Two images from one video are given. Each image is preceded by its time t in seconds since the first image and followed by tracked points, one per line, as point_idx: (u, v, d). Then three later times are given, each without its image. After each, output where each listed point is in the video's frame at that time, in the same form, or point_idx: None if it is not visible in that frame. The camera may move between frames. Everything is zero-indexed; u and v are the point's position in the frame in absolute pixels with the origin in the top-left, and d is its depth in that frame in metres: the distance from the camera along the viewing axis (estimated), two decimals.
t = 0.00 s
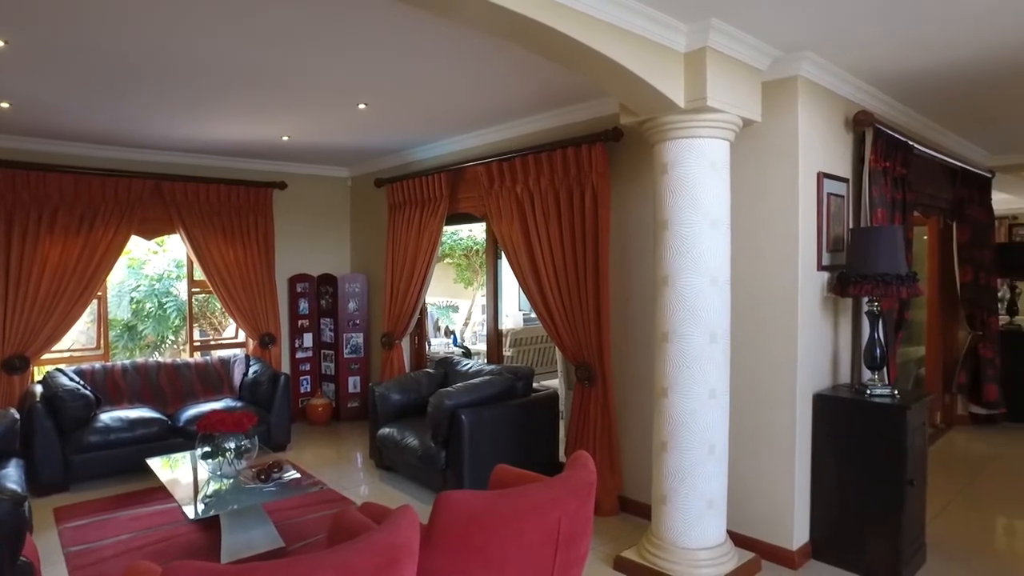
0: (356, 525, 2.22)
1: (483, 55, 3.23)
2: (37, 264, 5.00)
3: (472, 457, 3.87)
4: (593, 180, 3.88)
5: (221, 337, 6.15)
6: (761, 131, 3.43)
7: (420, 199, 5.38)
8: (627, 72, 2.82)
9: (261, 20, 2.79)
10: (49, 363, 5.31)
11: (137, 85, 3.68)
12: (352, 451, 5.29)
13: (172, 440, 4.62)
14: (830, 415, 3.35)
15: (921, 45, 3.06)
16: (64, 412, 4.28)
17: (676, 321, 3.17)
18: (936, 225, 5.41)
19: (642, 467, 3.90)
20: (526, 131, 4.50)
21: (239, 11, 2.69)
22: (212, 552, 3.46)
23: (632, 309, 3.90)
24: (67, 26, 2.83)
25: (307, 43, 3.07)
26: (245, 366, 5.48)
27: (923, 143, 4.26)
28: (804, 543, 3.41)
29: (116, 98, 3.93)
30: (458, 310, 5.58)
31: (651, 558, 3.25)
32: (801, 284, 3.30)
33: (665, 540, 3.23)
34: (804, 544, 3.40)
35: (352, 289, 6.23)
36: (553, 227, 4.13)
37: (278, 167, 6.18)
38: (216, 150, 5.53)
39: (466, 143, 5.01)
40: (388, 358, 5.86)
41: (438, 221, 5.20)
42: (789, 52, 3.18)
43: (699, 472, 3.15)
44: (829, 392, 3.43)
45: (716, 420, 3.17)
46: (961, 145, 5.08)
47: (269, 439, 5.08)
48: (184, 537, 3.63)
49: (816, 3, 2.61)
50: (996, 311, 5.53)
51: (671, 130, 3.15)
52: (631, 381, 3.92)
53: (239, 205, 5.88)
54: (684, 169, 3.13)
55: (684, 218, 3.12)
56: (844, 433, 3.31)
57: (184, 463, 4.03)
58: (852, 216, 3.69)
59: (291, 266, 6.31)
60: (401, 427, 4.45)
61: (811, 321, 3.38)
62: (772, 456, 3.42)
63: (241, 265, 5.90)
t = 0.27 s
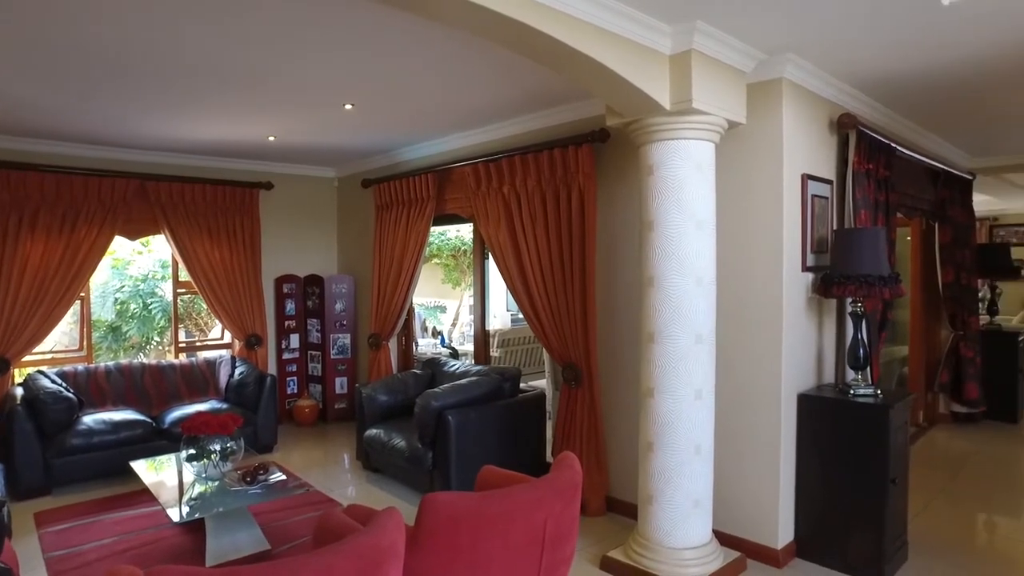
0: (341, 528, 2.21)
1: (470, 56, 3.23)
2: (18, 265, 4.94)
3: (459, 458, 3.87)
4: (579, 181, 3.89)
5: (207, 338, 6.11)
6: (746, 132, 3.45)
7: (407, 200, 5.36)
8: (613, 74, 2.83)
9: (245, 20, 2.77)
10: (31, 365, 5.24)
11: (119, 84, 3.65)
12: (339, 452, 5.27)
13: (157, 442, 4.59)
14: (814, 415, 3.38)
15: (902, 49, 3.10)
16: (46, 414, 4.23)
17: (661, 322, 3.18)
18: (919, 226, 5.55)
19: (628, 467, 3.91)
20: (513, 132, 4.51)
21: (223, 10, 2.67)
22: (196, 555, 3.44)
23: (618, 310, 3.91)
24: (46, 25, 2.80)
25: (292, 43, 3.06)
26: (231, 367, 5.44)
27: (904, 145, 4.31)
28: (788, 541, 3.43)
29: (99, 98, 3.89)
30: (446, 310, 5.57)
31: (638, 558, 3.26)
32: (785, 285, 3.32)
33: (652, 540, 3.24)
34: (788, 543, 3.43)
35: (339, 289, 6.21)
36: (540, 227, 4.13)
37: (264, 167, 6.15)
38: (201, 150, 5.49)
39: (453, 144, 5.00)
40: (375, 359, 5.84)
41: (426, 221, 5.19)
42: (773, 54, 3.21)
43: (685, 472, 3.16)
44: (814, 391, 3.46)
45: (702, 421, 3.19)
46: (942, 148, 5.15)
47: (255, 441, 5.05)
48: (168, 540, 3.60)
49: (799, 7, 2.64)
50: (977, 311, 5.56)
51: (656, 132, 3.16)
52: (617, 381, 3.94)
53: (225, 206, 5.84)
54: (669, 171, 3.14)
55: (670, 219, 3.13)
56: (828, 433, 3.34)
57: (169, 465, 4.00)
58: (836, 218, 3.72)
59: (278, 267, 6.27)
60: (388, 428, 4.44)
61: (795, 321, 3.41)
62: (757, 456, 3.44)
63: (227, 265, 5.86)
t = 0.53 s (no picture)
0: (327, 530, 2.20)
1: (457, 57, 3.23)
2: None
3: (445, 458, 3.87)
4: (566, 182, 3.89)
5: (192, 339, 6.06)
6: (731, 134, 3.46)
7: (394, 200, 5.35)
8: (599, 76, 2.84)
9: (231, 20, 2.75)
10: (12, 367, 5.17)
11: (103, 83, 3.61)
12: (326, 453, 5.25)
13: (140, 444, 4.55)
14: (799, 414, 3.41)
15: (884, 53, 3.14)
16: (27, 417, 4.19)
17: (647, 323, 3.19)
18: (902, 227, 5.54)
19: (615, 467, 3.92)
20: (500, 133, 4.51)
21: (208, 11, 2.66)
22: (181, 557, 3.41)
23: (604, 310, 3.92)
24: (28, 24, 2.77)
25: (278, 43, 3.04)
26: (216, 369, 5.40)
27: (887, 147, 4.35)
28: (773, 540, 3.46)
29: (81, 96, 3.84)
30: (433, 311, 5.56)
31: (624, 557, 3.27)
32: (770, 285, 3.34)
33: (638, 540, 3.25)
34: (773, 541, 3.45)
35: (326, 290, 6.17)
36: (527, 228, 4.13)
37: (250, 167, 6.11)
38: (186, 149, 5.45)
39: (440, 145, 5.00)
40: (362, 360, 5.82)
41: (412, 222, 5.17)
42: (758, 57, 3.23)
43: (671, 472, 3.18)
44: (798, 391, 3.49)
45: (687, 420, 3.20)
46: (923, 150, 5.21)
47: (241, 443, 5.02)
48: (151, 543, 3.57)
49: (783, 10, 2.66)
50: (958, 310, 5.67)
51: (642, 133, 3.17)
52: (604, 381, 3.95)
53: (210, 206, 5.79)
54: (655, 171, 3.15)
55: (655, 220, 3.15)
56: (812, 431, 3.37)
57: (154, 468, 3.96)
58: (820, 218, 3.75)
59: (263, 267, 6.24)
60: (374, 429, 4.43)
61: (780, 322, 3.43)
62: (742, 455, 3.46)
63: (212, 265, 5.82)
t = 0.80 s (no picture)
0: (313, 531, 2.19)
1: (445, 57, 3.22)
2: None
3: (433, 459, 3.86)
4: (554, 182, 3.90)
5: (178, 340, 6.01)
6: (717, 135, 3.48)
7: (381, 200, 5.33)
8: (587, 77, 2.84)
9: (216, 19, 2.74)
10: None
11: (86, 81, 3.57)
12: (313, 455, 5.22)
13: (125, 446, 4.51)
14: (785, 413, 3.43)
15: (867, 55, 3.17)
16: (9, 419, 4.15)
17: (635, 323, 3.20)
18: (886, 228, 5.61)
19: (603, 467, 3.93)
20: (488, 133, 4.51)
21: (193, 10, 2.64)
22: (166, 560, 3.38)
23: (592, 311, 3.93)
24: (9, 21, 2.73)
25: (264, 43, 3.02)
26: (202, 370, 5.36)
27: (871, 149, 4.40)
28: (760, 538, 3.48)
29: (65, 95, 3.80)
30: (421, 311, 5.55)
31: (611, 557, 3.27)
32: (757, 285, 3.37)
33: (625, 539, 3.26)
34: (759, 540, 3.47)
35: (313, 290, 6.14)
36: (515, 228, 4.14)
37: (236, 166, 6.07)
38: (171, 148, 5.40)
39: (428, 145, 4.99)
40: (349, 360, 5.80)
41: (400, 222, 5.16)
42: (744, 58, 3.25)
43: (658, 472, 3.19)
44: (784, 391, 3.51)
45: (674, 420, 3.21)
46: (907, 151, 5.27)
47: (227, 444, 4.98)
48: (136, 546, 3.54)
49: (768, 12, 2.68)
50: (941, 310, 5.73)
51: (629, 134, 3.18)
52: (592, 382, 3.96)
53: (196, 205, 5.75)
54: (642, 172, 3.16)
55: (642, 221, 3.16)
56: (798, 431, 3.39)
57: (139, 470, 3.92)
58: (805, 219, 3.78)
59: (250, 268, 6.20)
60: (362, 430, 4.42)
61: (766, 322, 3.45)
62: (728, 455, 3.48)
63: (198, 266, 5.78)
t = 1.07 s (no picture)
0: (299, 533, 2.17)
1: (432, 58, 3.22)
2: None
3: (421, 460, 3.86)
4: (541, 183, 3.90)
5: (164, 341, 5.96)
6: (704, 137, 3.50)
7: (369, 200, 5.31)
8: (573, 78, 2.85)
9: (201, 18, 2.72)
10: None
11: (69, 80, 3.53)
12: (300, 456, 5.19)
13: (109, 448, 4.47)
14: (772, 413, 3.45)
15: (852, 58, 3.20)
16: None
17: (622, 323, 3.21)
18: (871, 228, 5.74)
19: (590, 467, 3.94)
20: (476, 134, 4.50)
21: (178, 8, 2.62)
22: (150, 564, 3.35)
23: (580, 312, 3.94)
24: None
25: (250, 42, 3.00)
26: (188, 371, 5.32)
27: (856, 150, 4.44)
28: (746, 537, 3.50)
29: (48, 93, 3.76)
30: (409, 312, 5.55)
31: (599, 557, 3.28)
32: (743, 286, 3.38)
33: (613, 539, 3.26)
34: (746, 539, 3.49)
35: (300, 291, 6.11)
36: (502, 229, 4.14)
37: (223, 166, 6.02)
38: (157, 148, 5.35)
39: (416, 145, 4.98)
40: (337, 361, 5.77)
41: (388, 222, 5.14)
42: (730, 60, 3.27)
43: (645, 472, 3.20)
44: (771, 391, 3.54)
45: (661, 420, 3.23)
46: (891, 153, 5.33)
47: (213, 446, 4.94)
48: (120, 550, 3.51)
49: (753, 15, 2.70)
50: (925, 310, 5.79)
51: (617, 135, 3.19)
52: (580, 382, 3.96)
53: (182, 205, 5.70)
54: (629, 173, 3.17)
55: (629, 222, 3.17)
56: (784, 430, 3.42)
57: (123, 472, 3.88)
58: (791, 220, 3.81)
59: (236, 268, 6.16)
60: (350, 431, 4.40)
61: (752, 322, 3.47)
62: (715, 454, 3.50)
63: (183, 266, 5.73)
